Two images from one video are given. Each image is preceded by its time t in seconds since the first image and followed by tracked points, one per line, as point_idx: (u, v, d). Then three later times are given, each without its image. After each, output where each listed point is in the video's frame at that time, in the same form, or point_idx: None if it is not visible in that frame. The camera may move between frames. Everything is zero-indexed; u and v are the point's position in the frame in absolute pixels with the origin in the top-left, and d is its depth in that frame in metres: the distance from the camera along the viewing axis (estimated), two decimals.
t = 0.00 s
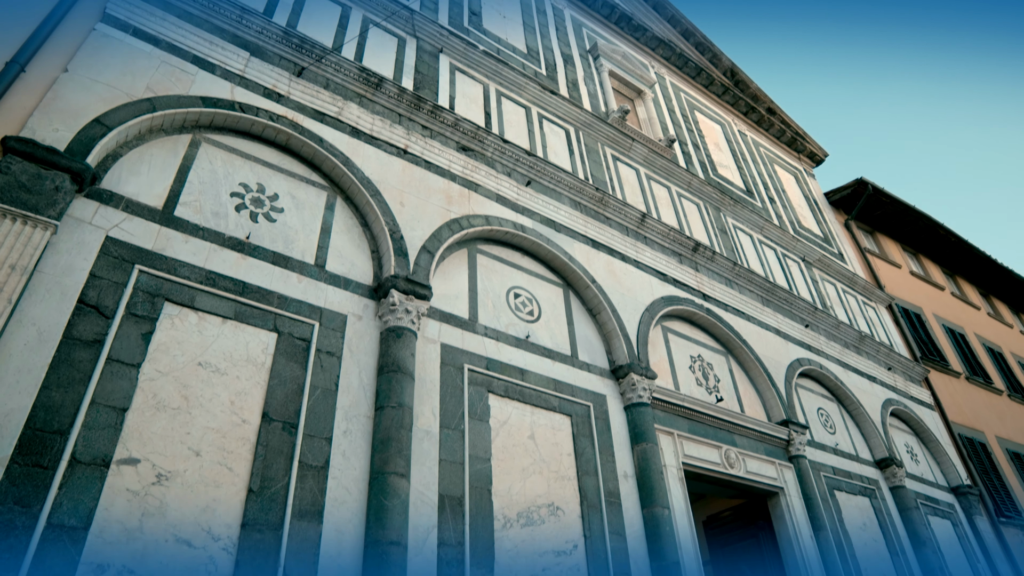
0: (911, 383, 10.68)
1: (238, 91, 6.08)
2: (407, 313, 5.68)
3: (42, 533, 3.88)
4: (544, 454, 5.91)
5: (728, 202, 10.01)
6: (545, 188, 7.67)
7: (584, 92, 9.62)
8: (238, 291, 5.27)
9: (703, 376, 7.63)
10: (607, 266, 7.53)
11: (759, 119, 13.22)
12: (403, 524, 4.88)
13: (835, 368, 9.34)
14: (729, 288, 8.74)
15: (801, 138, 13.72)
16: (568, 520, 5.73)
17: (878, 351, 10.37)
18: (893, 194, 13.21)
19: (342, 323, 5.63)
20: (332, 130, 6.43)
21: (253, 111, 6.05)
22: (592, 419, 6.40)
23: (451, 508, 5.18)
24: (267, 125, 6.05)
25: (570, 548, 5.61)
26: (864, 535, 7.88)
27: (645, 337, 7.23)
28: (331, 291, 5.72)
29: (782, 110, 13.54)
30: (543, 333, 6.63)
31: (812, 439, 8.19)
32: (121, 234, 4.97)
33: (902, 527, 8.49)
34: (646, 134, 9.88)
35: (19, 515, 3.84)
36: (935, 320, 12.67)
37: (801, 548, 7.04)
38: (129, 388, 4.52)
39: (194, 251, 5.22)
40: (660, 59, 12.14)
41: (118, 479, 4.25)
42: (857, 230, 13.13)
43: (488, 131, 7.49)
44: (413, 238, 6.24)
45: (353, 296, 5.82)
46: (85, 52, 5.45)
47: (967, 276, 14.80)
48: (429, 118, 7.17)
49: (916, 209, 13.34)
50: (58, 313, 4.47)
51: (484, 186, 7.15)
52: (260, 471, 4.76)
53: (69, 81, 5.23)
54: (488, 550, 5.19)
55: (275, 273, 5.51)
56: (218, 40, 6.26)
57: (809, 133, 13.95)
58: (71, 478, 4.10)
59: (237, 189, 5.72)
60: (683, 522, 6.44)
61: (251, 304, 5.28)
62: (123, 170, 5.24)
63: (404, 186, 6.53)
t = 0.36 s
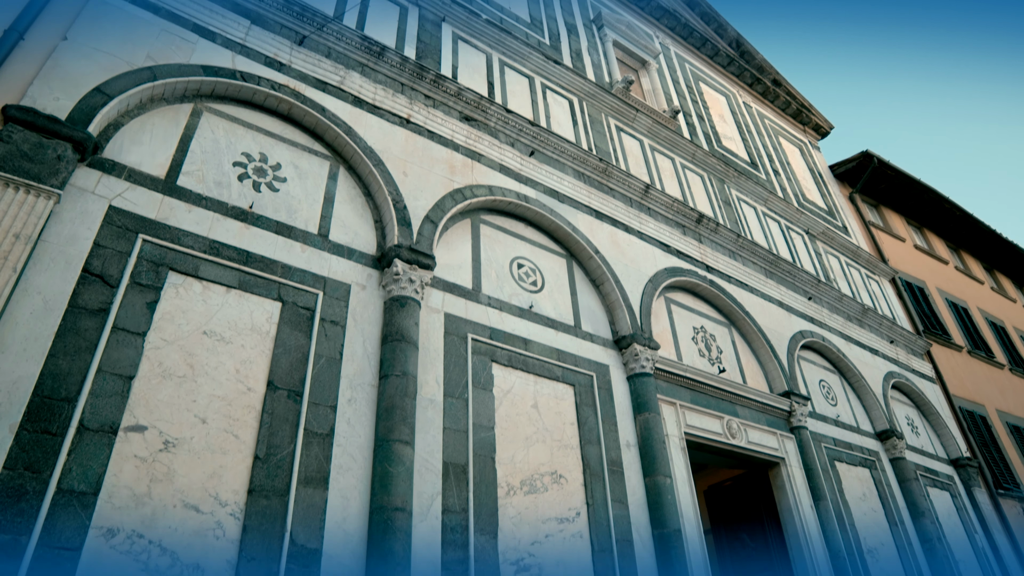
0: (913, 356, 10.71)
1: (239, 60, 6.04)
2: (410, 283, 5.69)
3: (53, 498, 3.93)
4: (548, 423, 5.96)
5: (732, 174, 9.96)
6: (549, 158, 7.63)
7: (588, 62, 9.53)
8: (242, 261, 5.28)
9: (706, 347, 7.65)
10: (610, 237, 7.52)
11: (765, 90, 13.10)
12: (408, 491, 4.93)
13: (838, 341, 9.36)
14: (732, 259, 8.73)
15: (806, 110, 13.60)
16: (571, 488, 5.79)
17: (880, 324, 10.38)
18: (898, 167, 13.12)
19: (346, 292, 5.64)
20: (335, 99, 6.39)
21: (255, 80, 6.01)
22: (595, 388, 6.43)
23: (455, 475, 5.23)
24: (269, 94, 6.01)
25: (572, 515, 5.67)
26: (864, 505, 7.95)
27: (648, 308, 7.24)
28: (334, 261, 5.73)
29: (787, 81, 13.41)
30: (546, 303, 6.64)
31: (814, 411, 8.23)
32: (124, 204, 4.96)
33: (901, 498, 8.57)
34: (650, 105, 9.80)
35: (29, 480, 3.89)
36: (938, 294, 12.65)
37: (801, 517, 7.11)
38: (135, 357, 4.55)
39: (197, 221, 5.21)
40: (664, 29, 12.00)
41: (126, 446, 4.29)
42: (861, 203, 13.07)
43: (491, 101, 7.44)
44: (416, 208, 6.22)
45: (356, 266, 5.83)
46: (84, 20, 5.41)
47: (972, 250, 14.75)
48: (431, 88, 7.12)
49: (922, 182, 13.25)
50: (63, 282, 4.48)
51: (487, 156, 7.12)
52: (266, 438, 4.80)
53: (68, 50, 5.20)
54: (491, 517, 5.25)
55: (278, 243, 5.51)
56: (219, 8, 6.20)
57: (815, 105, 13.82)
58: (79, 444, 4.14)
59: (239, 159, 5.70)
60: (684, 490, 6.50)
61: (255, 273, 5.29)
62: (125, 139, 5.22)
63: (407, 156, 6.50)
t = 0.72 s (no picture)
0: (916, 329, 10.71)
1: (240, 27, 5.98)
2: (414, 251, 5.69)
3: (63, 462, 3.98)
4: (551, 391, 5.99)
5: (737, 144, 9.89)
6: (552, 127, 7.58)
7: (592, 30, 9.41)
8: (246, 229, 5.27)
9: (710, 318, 7.66)
10: (614, 206, 7.49)
11: (771, 60, 12.94)
12: (413, 456, 4.97)
13: (841, 312, 9.36)
14: (737, 230, 8.70)
15: (813, 81, 13.45)
16: (574, 455, 5.84)
17: (884, 296, 10.37)
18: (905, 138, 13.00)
19: (350, 260, 5.65)
20: (337, 67, 6.34)
21: (256, 47, 5.95)
22: (598, 357, 6.46)
23: (460, 442, 5.26)
24: (270, 61, 5.96)
25: (576, 481, 5.72)
26: (865, 475, 8.00)
27: (652, 277, 7.24)
28: (338, 229, 5.72)
29: (794, 51, 13.24)
30: (550, 272, 6.64)
31: (816, 381, 8.26)
32: (127, 171, 4.95)
33: (901, 468, 8.63)
34: (655, 75, 9.69)
35: (39, 444, 3.93)
36: (943, 266, 12.61)
37: (802, 485, 7.17)
38: (141, 324, 4.57)
39: (200, 188, 5.20)
40: None
41: (133, 411, 4.33)
42: (867, 175, 12.98)
43: (494, 69, 7.37)
44: (419, 176, 6.20)
45: (360, 234, 5.82)
46: None
47: (977, 224, 14.68)
48: (434, 56, 7.06)
49: (928, 154, 13.14)
50: (67, 249, 4.49)
51: (491, 124, 7.08)
52: (271, 404, 4.84)
53: (67, 16, 5.16)
54: (496, 482, 5.29)
55: (281, 211, 5.51)
56: None
57: (821, 76, 13.66)
58: (87, 409, 4.18)
59: (242, 127, 5.67)
60: (686, 457, 6.55)
61: (259, 241, 5.29)
62: (126, 106, 5.19)
63: (410, 124, 6.47)
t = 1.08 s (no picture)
0: (922, 298, 10.69)
1: None
2: (418, 217, 5.68)
3: (73, 425, 4.03)
4: (556, 356, 6.01)
5: (744, 111, 9.78)
6: (557, 92, 7.51)
7: None
8: (250, 195, 5.27)
9: (715, 285, 7.65)
10: (620, 172, 7.45)
11: (779, 26, 12.75)
12: (419, 419, 5.01)
13: (847, 281, 9.33)
14: (743, 197, 8.65)
15: (821, 48, 13.26)
16: (579, 420, 5.87)
17: (890, 265, 10.33)
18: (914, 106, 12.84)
19: (355, 226, 5.65)
20: (339, 31, 6.28)
21: (257, 10, 5.90)
22: (603, 323, 6.48)
23: (465, 406, 5.30)
24: (272, 25, 5.91)
25: (580, 446, 5.77)
26: (867, 442, 8.05)
27: (657, 244, 7.22)
28: (342, 195, 5.72)
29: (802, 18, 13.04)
30: (555, 238, 6.63)
31: (821, 348, 8.27)
32: (130, 137, 4.93)
33: (904, 435, 8.67)
34: (661, 40, 9.57)
35: (50, 407, 3.98)
36: (950, 236, 12.53)
37: (805, 450, 7.21)
38: (147, 289, 4.59)
39: (204, 154, 5.19)
40: None
41: (141, 375, 4.37)
42: (875, 143, 12.85)
43: (498, 33, 7.29)
44: (423, 142, 6.17)
45: (365, 200, 5.82)
46: None
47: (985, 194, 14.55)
48: (437, 20, 6.98)
49: (938, 122, 12.99)
50: (72, 215, 4.50)
51: (495, 89, 7.01)
52: (278, 368, 4.88)
53: None
54: (501, 446, 5.33)
55: (285, 176, 5.49)
56: None
57: (830, 42, 13.47)
58: (96, 373, 4.22)
59: (244, 92, 5.64)
60: (690, 423, 6.59)
61: (263, 207, 5.29)
62: (128, 72, 5.16)
63: (413, 89, 6.42)
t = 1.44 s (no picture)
0: (927, 269, 10.65)
1: None
2: (421, 183, 5.65)
3: (80, 390, 4.06)
4: (559, 323, 6.02)
5: (750, 79, 9.66)
6: (562, 58, 7.42)
7: None
8: (253, 161, 5.24)
9: (719, 253, 7.62)
10: (624, 140, 7.39)
11: None
12: (422, 385, 5.03)
13: (852, 250, 9.29)
14: (748, 166, 8.58)
15: (830, 15, 13.03)
16: (582, 386, 5.90)
17: (896, 235, 10.27)
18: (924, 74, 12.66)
19: (357, 192, 5.63)
20: None
21: None
22: (607, 290, 6.47)
23: (469, 372, 5.32)
24: None
25: (583, 412, 5.80)
26: (869, 411, 8.08)
27: (661, 212, 7.18)
28: (345, 161, 5.68)
29: None
30: (558, 205, 6.60)
31: (825, 318, 8.27)
32: (130, 102, 4.89)
33: (906, 405, 8.70)
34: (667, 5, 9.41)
35: (56, 371, 4.01)
36: (956, 207, 12.45)
37: (807, 419, 7.25)
38: (151, 255, 4.58)
39: (205, 120, 5.15)
40: None
41: (146, 340, 4.38)
42: (883, 113, 12.70)
43: None
44: (426, 108, 6.12)
45: (367, 166, 5.79)
46: None
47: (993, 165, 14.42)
48: None
49: (947, 91, 12.82)
50: (74, 181, 4.48)
51: (499, 55, 6.93)
52: (282, 334, 4.89)
53: None
54: (504, 412, 5.36)
55: (288, 142, 5.46)
56: None
57: (839, 9, 13.24)
58: (102, 339, 4.24)
59: (245, 57, 5.58)
60: (693, 389, 6.63)
61: (266, 173, 5.26)
62: (127, 37, 5.11)
63: (416, 55, 6.35)
